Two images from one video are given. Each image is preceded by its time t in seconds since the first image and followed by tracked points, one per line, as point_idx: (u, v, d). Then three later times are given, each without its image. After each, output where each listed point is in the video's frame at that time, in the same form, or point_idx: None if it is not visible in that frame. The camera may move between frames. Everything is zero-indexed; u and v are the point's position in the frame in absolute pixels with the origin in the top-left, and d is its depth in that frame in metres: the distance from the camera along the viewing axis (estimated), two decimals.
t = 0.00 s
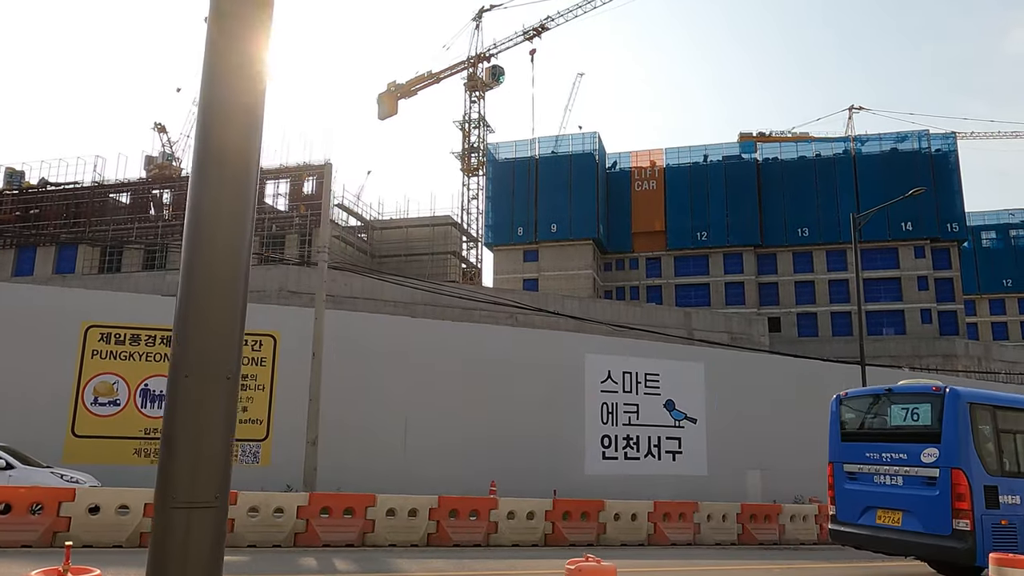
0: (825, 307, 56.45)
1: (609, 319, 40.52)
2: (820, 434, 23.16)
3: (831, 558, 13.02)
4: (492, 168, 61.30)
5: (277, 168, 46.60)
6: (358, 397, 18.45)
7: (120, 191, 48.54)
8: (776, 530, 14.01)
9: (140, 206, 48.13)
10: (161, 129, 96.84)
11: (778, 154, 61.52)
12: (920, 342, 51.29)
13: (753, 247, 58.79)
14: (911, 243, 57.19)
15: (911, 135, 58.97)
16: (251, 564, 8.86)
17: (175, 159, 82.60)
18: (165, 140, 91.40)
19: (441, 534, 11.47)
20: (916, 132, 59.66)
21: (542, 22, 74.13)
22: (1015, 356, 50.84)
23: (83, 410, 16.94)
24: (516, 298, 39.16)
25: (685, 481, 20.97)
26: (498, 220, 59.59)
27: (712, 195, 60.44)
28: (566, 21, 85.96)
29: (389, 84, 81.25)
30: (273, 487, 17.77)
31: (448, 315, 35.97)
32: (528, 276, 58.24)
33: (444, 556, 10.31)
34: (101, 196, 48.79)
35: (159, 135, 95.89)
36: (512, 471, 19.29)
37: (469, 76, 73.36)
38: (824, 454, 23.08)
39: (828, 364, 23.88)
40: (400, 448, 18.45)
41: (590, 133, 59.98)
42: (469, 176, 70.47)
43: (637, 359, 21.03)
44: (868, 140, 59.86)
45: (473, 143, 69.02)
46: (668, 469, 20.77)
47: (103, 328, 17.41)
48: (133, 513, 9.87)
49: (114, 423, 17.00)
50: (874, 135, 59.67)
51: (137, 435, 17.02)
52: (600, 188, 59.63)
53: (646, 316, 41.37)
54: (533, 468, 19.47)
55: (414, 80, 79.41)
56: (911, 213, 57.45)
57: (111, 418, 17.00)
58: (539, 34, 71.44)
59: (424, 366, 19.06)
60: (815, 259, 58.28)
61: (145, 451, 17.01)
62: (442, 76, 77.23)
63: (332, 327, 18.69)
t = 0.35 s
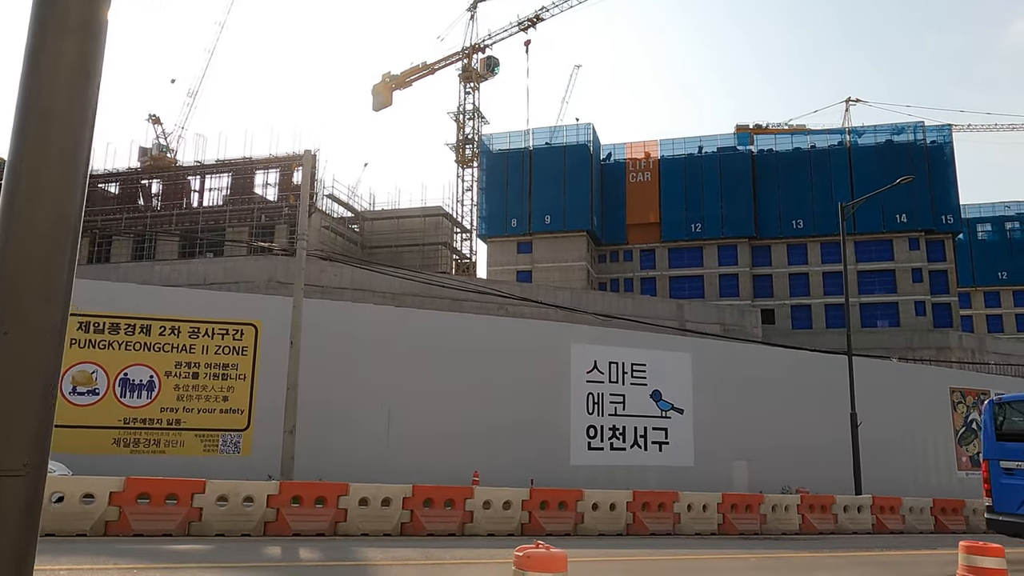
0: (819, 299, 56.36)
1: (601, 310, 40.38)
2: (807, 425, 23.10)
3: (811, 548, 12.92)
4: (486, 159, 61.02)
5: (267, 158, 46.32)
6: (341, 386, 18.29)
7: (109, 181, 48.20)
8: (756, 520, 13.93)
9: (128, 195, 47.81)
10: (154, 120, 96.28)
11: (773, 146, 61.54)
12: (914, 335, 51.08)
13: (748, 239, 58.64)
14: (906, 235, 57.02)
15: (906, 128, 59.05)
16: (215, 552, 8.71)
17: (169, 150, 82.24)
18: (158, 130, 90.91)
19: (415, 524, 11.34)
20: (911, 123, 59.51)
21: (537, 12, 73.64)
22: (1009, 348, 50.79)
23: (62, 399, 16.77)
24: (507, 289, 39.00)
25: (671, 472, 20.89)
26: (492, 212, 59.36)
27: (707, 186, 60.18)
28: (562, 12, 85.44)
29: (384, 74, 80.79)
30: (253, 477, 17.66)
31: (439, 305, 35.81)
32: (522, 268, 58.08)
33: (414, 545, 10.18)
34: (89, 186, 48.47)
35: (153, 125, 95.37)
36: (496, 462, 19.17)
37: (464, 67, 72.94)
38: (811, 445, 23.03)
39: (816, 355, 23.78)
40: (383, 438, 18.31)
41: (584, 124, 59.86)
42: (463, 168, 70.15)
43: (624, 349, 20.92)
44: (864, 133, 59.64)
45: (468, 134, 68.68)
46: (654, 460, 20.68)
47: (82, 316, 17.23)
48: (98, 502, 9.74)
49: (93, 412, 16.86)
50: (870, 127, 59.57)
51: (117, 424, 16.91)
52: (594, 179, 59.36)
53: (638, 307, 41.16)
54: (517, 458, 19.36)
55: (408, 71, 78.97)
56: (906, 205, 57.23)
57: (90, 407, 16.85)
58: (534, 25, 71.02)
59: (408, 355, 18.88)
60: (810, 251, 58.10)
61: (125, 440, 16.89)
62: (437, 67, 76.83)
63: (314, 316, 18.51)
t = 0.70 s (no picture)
0: (816, 294, 56.23)
1: (595, 307, 40.22)
2: (797, 421, 22.95)
3: (792, 545, 12.78)
4: (482, 155, 60.86)
5: (261, 153, 46.46)
6: (325, 381, 18.15)
7: (102, 176, 48.17)
8: (740, 516, 13.80)
9: (121, 190, 47.79)
10: (152, 117, 96.21)
11: (770, 140, 61.34)
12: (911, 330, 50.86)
13: (745, 235, 58.47)
14: (904, 231, 56.81)
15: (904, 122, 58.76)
16: (178, 548, 8.56)
17: (166, 146, 82.22)
18: (156, 126, 90.85)
19: (390, 520, 11.22)
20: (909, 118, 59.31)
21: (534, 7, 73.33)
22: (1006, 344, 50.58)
23: (42, 394, 16.66)
24: (500, 285, 38.86)
25: (660, 468, 20.75)
26: (488, 208, 59.24)
27: (703, 181, 59.93)
28: (559, 7, 85.19)
29: (380, 70, 80.60)
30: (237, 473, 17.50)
31: (432, 301, 35.65)
32: (518, 264, 57.96)
33: (385, 543, 10.03)
34: (82, 181, 48.44)
35: (152, 121, 95.32)
36: (482, 458, 19.01)
37: (461, 63, 72.75)
38: (801, 441, 22.90)
39: (808, 350, 23.62)
40: (367, 434, 18.16)
41: (581, 119, 59.69)
42: (460, 163, 70.01)
43: (612, 344, 20.77)
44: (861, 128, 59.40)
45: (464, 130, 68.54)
46: (642, 456, 20.54)
47: (63, 311, 17.08)
48: (64, 498, 9.61)
49: (74, 408, 16.73)
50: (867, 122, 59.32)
51: (98, 420, 16.77)
52: (590, 175, 59.15)
53: (632, 303, 40.99)
54: (504, 454, 19.20)
55: (405, 66, 78.78)
56: (904, 200, 57.02)
57: (71, 402, 16.73)
58: (531, 20, 70.82)
59: (392, 351, 18.73)
60: (807, 247, 57.91)
61: (106, 436, 16.73)
62: (434, 63, 76.67)
63: (299, 311, 18.31)
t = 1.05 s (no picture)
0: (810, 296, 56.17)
1: (587, 308, 40.05)
2: (787, 422, 22.81)
3: (774, 547, 12.60)
4: (476, 156, 60.72)
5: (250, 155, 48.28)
6: (308, 381, 17.98)
7: (92, 176, 47.96)
8: (722, 519, 13.64)
9: (111, 190, 47.58)
10: (148, 118, 96.00)
11: (765, 142, 61.22)
12: (905, 331, 50.71)
13: (740, 236, 58.37)
14: (899, 232, 56.74)
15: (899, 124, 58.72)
16: (138, 552, 8.42)
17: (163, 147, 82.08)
18: (153, 127, 90.73)
19: (363, 523, 11.07)
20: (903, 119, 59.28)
21: (529, 8, 73.20)
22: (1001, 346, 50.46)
23: (20, 396, 16.48)
24: (492, 286, 38.73)
25: (647, 470, 20.59)
26: (482, 209, 59.07)
27: (698, 182, 59.80)
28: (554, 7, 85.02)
29: (376, 71, 80.46)
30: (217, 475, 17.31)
31: (423, 302, 35.50)
32: (512, 265, 57.88)
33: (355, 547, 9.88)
34: (72, 181, 48.21)
35: (148, 122, 95.06)
36: (468, 460, 18.85)
37: (456, 64, 72.59)
38: (791, 443, 22.76)
39: (797, 351, 23.49)
40: (350, 436, 17.99)
41: (575, 120, 59.59)
42: (455, 165, 69.90)
43: (599, 346, 20.63)
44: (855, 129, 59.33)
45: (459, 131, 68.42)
46: (630, 458, 20.39)
47: (42, 312, 16.91)
48: (27, 501, 9.46)
49: (52, 409, 16.57)
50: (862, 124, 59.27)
51: (77, 421, 16.61)
52: (585, 176, 59.01)
53: (625, 304, 40.85)
54: (489, 456, 19.04)
55: (401, 67, 78.73)
56: (899, 202, 56.92)
57: (49, 404, 16.56)
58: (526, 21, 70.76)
59: (376, 352, 18.57)
60: (801, 248, 57.82)
61: (84, 438, 16.58)
62: (429, 64, 76.55)
63: (280, 311, 18.15)
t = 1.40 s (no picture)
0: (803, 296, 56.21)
1: (578, 308, 39.92)
2: (774, 422, 22.67)
3: (752, 547, 12.44)
4: (469, 156, 60.57)
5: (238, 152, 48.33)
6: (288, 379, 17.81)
7: (79, 175, 47.71)
8: (701, 519, 13.49)
9: (99, 190, 47.39)
10: (143, 117, 95.79)
11: (759, 142, 61.16)
12: (897, 332, 50.63)
13: (733, 237, 58.28)
14: (891, 233, 56.71)
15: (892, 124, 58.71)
16: (92, 553, 8.25)
17: (156, 146, 81.85)
18: (147, 127, 90.59)
19: (334, 523, 10.90)
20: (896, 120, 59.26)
21: (522, 8, 73.05)
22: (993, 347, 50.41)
23: None
24: (482, 286, 38.60)
25: (631, 470, 20.43)
26: (475, 209, 58.94)
27: (691, 183, 59.70)
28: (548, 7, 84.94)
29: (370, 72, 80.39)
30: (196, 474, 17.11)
31: (412, 302, 35.35)
32: (505, 265, 57.81)
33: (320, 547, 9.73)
34: (59, 180, 47.95)
35: (141, 122, 94.78)
36: (450, 460, 18.68)
37: (449, 64, 72.48)
38: (778, 442, 22.63)
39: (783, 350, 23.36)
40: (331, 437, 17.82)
41: (567, 120, 59.45)
42: (449, 165, 69.76)
43: (583, 345, 20.48)
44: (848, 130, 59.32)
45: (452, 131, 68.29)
46: (614, 458, 20.23)
47: (18, 309, 16.69)
48: None
49: (27, 408, 16.36)
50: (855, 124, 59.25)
51: (52, 420, 16.40)
52: (578, 176, 58.87)
53: (616, 304, 40.74)
54: (472, 456, 18.88)
55: (394, 68, 78.63)
56: (892, 202, 56.86)
57: (24, 403, 16.35)
58: (519, 21, 70.63)
59: (357, 352, 18.38)
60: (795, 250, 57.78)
61: (60, 437, 16.37)
62: (422, 64, 76.46)
63: (260, 308, 17.96)
